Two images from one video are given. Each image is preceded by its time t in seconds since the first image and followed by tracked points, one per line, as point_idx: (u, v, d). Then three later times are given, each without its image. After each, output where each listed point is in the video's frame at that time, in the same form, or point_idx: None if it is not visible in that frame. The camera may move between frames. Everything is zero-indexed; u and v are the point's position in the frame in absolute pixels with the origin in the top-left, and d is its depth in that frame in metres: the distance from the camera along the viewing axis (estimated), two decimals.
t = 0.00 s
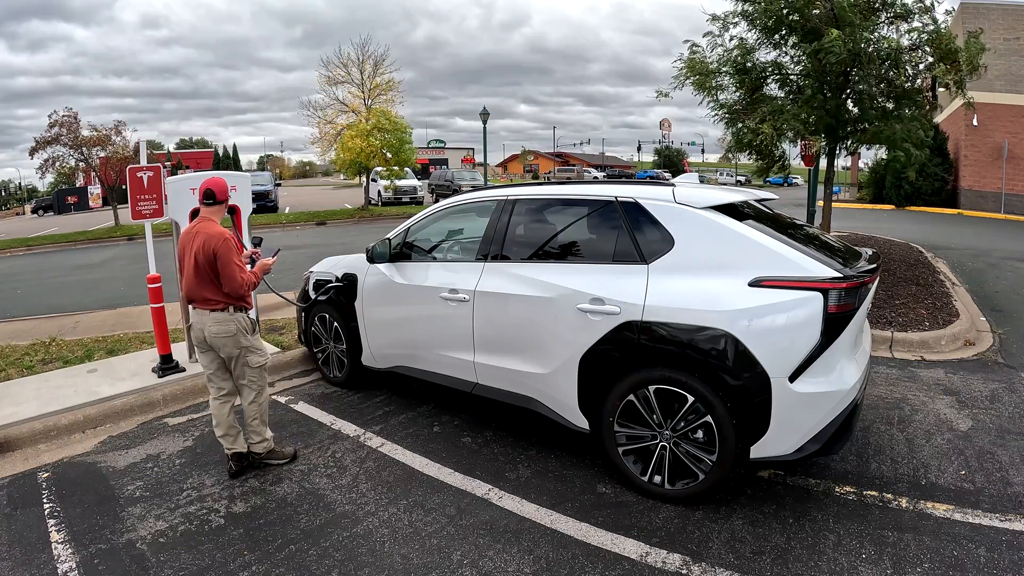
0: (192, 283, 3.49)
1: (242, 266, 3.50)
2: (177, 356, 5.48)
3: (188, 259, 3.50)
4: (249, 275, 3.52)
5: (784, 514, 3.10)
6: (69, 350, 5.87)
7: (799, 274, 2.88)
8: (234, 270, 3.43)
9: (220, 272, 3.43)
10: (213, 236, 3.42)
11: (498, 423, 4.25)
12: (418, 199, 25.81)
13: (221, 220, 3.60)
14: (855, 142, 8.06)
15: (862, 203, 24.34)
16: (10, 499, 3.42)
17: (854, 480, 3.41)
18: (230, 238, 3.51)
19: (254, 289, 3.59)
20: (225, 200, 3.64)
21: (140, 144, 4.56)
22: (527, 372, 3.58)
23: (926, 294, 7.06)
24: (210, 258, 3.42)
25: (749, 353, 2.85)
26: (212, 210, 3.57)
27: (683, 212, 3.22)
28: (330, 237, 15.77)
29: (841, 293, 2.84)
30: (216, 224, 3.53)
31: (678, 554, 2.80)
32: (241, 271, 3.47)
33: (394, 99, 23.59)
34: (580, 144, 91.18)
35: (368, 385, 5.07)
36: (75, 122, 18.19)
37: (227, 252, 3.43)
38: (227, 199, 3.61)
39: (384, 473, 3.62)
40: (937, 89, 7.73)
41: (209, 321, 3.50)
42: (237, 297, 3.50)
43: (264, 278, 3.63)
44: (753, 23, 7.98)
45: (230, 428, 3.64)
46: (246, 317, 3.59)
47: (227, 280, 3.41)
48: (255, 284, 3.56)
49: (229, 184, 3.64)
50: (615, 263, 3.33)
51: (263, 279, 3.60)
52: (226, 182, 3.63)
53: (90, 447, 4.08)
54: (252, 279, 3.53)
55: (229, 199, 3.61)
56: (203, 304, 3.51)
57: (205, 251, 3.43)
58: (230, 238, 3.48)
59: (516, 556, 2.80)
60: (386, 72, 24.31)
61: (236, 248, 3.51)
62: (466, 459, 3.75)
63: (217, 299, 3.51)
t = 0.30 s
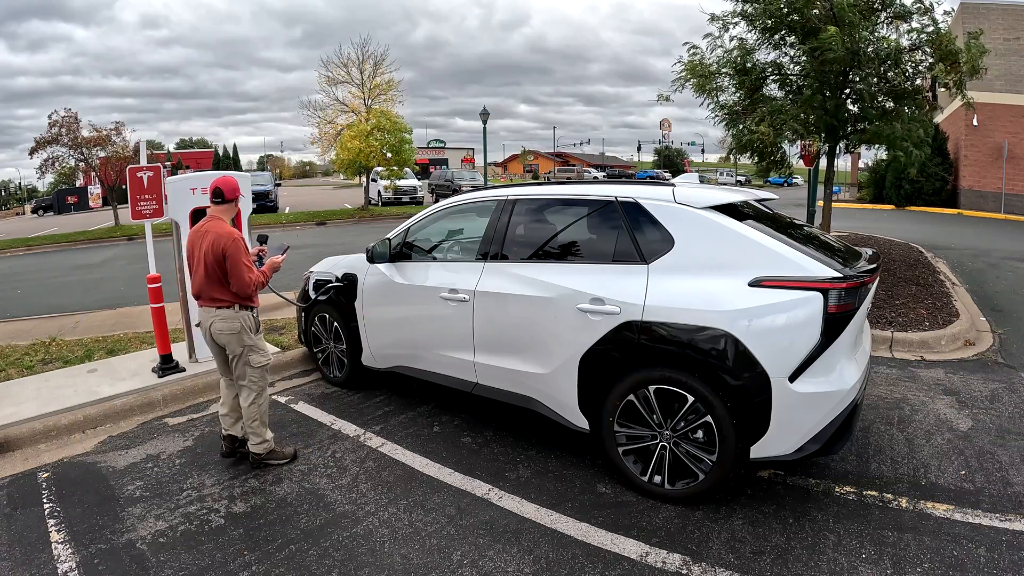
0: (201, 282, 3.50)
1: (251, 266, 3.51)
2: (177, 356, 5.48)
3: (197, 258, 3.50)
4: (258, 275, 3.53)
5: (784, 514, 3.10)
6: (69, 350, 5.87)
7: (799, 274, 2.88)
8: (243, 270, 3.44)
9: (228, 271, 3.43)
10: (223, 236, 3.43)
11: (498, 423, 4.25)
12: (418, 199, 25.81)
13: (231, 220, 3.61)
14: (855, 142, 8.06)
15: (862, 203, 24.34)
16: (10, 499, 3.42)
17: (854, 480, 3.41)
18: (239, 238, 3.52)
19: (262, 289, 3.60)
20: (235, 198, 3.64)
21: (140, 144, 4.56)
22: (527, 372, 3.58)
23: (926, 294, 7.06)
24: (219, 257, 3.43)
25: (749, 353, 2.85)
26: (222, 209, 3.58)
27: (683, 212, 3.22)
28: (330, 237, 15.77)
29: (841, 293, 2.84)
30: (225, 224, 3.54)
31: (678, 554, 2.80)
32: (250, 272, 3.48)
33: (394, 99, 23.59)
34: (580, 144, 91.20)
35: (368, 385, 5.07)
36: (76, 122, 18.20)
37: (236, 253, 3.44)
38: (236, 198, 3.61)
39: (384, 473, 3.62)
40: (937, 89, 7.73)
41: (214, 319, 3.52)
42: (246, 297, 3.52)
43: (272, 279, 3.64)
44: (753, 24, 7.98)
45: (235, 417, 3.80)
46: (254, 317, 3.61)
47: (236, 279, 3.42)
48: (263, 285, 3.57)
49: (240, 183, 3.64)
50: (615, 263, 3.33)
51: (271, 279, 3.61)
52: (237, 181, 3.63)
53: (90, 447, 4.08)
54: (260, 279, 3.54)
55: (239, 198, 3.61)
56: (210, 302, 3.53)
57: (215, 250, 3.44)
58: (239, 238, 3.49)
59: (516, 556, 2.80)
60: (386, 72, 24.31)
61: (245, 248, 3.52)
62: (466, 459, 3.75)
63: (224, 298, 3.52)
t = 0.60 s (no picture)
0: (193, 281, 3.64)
1: (229, 271, 3.51)
2: (177, 356, 5.48)
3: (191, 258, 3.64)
4: (237, 281, 3.52)
5: (784, 514, 3.10)
6: (69, 350, 5.87)
7: (799, 274, 2.88)
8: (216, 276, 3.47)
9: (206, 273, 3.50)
10: (201, 240, 3.46)
11: (498, 423, 4.25)
12: (418, 199, 25.82)
13: (226, 221, 3.62)
14: (855, 143, 8.06)
15: (862, 203, 24.35)
16: (10, 499, 3.42)
17: (854, 480, 3.41)
18: (221, 242, 3.52)
19: (244, 294, 3.59)
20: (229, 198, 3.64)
21: (140, 144, 4.56)
22: (527, 372, 3.58)
23: (926, 294, 7.07)
24: (199, 260, 3.52)
25: (749, 353, 2.85)
26: (217, 210, 3.60)
27: (683, 212, 3.22)
28: (330, 237, 15.76)
29: (841, 293, 2.84)
30: (216, 225, 3.57)
31: (678, 554, 2.80)
32: (224, 278, 3.48)
33: (394, 99, 23.59)
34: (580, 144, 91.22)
35: (368, 385, 5.07)
36: (76, 122, 18.21)
37: (213, 258, 3.47)
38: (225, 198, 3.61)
39: (384, 473, 3.62)
40: (937, 89, 7.73)
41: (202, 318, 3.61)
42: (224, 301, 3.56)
43: (256, 284, 3.60)
44: (753, 24, 7.98)
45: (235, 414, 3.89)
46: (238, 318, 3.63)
47: (212, 282, 3.48)
48: (242, 290, 3.55)
49: (238, 185, 3.59)
50: (615, 263, 3.33)
51: (253, 285, 3.58)
52: (234, 182, 3.59)
53: (90, 447, 4.08)
54: (238, 284, 3.53)
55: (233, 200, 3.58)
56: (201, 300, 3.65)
57: (197, 253, 3.53)
58: (219, 243, 3.49)
59: (516, 556, 2.80)
60: (386, 72, 24.31)
61: (225, 249, 3.53)
62: (466, 459, 3.75)
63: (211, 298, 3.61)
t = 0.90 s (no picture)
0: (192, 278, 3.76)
1: (194, 273, 3.49)
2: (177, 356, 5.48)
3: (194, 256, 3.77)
4: (199, 284, 3.48)
5: (784, 514, 3.10)
6: (69, 350, 5.87)
7: (799, 274, 2.88)
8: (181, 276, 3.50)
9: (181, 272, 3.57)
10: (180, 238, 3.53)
11: (498, 423, 4.25)
12: (417, 199, 25.81)
13: (215, 221, 3.59)
14: (856, 143, 8.06)
15: (861, 203, 24.34)
16: (10, 499, 3.42)
17: (854, 480, 3.41)
18: (195, 242, 3.52)
19: (210, 297, 3.54)
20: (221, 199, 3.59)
21: (140, 144, 4.55)
22: (527, 372, 3.58)
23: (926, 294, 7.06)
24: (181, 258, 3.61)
25: (749, 353, 2.85)
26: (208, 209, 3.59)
27: (683, 212, 3.22)
28: (330, 237, 15.76)
29: (841, 293, 2.84)
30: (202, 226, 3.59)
31: (678, 554, 2.80)
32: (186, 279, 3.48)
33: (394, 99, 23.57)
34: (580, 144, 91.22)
35: (368, 385, 5.07)
36: (75, 122, 18.21)
37: (184, 257, 3.52)
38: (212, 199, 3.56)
39: (384, 473, 3.61)
40: (938, 89, 7.72)
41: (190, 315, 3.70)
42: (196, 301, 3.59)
43: (217, 291, 3.49)
44: (753, 24, 7.98)
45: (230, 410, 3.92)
46: (208, 316, 3.59)
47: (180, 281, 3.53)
48: (204, 294, 3.50)
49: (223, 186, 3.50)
50: (615, 263, 3.33)
51: (212, 291, 3.48)
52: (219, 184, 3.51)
53: (90, 447, 4.08)
54: (198, 287, 3.48)
55: (215, 201, 3.50)
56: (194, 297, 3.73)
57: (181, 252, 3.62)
58: (190, 243, 3.50)
59: (516, 556, 2.80)
60: (386, 72, 24.31)
61: (196, 251, 3.52)
62: (466, 459, 3.75)
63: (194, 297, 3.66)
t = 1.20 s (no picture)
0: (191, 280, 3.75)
1: (177, 276, 3.46)
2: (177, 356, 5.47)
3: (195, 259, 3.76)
4: (179, 288, 3.43)
5: (784, 514, 3.10)
6: (69, 350, 5.87)
7: (799, 274, 2.88)
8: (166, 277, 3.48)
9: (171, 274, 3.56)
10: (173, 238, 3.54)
11: (498, 423, 4.25)
12: (418, 199, 25.81)
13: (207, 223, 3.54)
14: (855, 143, 8.05)
15: (862, 203, 24.34)
16: (10, 499, 3.42)
17: (854, 480, 3.41)
18: (184, 243, 3.50)
19: (191, 302, 3.48)
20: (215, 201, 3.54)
21: (140, 144, 4.55)
22: (527, 372, 3.58)
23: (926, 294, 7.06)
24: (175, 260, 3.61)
25: (749, 353, 2.85)
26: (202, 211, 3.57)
27: (682, 212, 3.22)
28: (330, 237, 15.75)
29: (841, 293, 2.84)
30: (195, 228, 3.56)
31: (679, 554, 2.79)
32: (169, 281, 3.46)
33: (394, 99, 23.57)
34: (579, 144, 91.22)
35: (368, 385, 5.07)
36: (75, 122, 18.22)
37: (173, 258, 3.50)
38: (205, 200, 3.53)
39: (384, 473, 3.61)
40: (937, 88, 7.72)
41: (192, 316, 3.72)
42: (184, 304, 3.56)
43: (194, 296, 3.42)
44: (753, 24, 7.97)
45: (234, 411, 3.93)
46: (195, 321, 3.55)
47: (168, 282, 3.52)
48: (184, 298, 3.44)
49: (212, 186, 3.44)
50: (615, 263, 3.33)
51: (189, 296, 3.41)
52: (209, 184, 3.46)
53: (90, 447, 4.08)
54: (179, 291, 3.43)
55: (205, 202, 3.47)
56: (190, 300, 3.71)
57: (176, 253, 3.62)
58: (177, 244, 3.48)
59: (516, 556, 2.80)
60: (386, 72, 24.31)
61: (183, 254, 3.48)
62: (466, 459, 3.75)
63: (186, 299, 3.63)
